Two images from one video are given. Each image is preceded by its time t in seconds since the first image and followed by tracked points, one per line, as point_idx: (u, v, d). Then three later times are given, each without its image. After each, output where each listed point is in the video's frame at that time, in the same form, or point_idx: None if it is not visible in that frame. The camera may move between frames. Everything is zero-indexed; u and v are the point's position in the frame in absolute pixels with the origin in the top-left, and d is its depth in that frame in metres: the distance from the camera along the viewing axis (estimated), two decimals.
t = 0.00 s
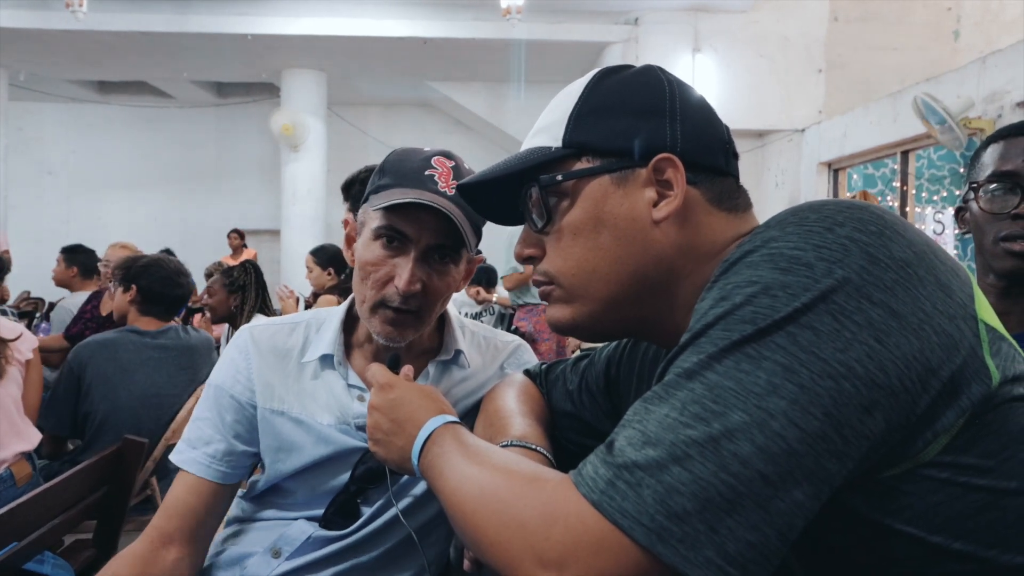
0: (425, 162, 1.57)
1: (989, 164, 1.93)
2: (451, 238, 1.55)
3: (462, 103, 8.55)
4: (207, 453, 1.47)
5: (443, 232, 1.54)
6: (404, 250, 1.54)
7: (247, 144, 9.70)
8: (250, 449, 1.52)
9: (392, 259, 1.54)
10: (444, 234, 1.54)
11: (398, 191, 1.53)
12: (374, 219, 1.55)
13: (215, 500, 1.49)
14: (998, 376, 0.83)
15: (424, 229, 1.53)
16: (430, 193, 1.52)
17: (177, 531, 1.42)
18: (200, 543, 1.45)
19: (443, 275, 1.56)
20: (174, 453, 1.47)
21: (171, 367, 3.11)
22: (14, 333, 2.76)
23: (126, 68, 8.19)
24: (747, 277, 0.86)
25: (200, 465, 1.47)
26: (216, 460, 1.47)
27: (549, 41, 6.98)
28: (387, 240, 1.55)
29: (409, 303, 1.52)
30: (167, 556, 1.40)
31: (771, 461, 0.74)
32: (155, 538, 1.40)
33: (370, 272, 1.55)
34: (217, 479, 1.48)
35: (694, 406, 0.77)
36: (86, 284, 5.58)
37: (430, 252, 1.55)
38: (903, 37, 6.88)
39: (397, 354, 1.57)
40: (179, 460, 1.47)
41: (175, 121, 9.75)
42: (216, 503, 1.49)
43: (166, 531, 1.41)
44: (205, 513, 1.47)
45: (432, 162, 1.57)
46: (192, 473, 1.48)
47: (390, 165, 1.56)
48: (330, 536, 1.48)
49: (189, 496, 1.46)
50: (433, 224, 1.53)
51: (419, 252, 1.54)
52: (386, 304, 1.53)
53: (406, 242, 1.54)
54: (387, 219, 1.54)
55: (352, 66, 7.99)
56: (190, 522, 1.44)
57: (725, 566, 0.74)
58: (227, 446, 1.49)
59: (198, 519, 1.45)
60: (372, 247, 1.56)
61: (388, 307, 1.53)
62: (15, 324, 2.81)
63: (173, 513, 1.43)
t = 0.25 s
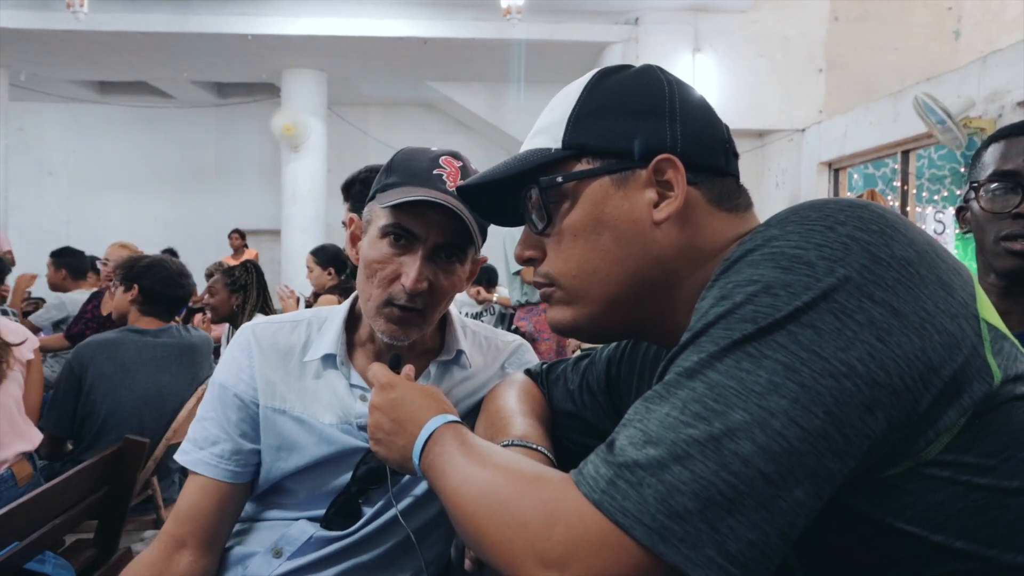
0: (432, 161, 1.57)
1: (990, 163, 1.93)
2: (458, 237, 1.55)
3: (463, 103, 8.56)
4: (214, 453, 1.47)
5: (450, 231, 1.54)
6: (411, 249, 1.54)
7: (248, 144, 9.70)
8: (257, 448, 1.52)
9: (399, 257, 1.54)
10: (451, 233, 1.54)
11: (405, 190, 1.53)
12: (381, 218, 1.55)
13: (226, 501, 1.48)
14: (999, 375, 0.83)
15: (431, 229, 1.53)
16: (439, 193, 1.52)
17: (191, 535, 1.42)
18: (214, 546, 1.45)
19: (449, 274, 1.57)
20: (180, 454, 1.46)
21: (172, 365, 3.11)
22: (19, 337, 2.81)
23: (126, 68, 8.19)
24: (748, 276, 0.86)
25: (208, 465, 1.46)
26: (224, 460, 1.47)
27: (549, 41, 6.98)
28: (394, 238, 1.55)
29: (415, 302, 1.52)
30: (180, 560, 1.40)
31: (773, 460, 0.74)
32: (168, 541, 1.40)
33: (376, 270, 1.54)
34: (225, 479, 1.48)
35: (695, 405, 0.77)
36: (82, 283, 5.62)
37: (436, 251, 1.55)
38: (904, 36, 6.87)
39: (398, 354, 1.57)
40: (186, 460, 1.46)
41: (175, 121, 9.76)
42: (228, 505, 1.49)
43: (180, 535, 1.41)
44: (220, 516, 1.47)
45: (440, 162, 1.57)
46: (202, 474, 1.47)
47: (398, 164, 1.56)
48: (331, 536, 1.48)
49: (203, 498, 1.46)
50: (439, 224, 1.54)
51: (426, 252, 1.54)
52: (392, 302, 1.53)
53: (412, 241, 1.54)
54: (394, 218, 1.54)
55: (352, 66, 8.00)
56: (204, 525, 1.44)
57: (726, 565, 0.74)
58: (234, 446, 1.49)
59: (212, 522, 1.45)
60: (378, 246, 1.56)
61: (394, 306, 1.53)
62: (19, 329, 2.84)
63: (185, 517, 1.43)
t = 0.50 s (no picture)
0: (432, 160, 1.57)
1: (993, 163, 1.93)
2: (458, 237, 1.55)
3: (464, 102, 8.56)
4: (213, 450, 1.47)
5: (449, 231, 1.54)
6: (410, 248, 1.55)
7: (249, 144, 9.71)
8: (256, 447, 1.52)
9: (398, 257, 1.54)
10: (450, 233, 1.54)
11: (404, 190, 1.53)
12: (381, 217, 1.56)
13: (222, 498, 1.48)
14: (1004, 374, 0.83)
15: (430, 228, 1.53)
16: (437, 192, 1.52)
17: (185, 537, 1.41)
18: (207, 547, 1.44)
19: (449, 273, 1.57)
20: (178, 450, 1.47)
21: (174, 363, 3.11)
22: (25, 338, 2.86)
23: (128, 69, 8.20)
24: (753, 274, 0.86)
25: (205, 461, 1.46)
26: (221, 457, 1.47)
27: (550, 41, 6.99)
28: (393, 237, 1.55)
29: (414, 302, 1.52)
30: (176, 564, 1.40)
31: (778, 459, 0.74)
32: (163, 543, 1.39)
33: (376, 270, 1.55)
34: (226, 477, 1.48)
35: (700, 404, 0.77)
36: (82, 283, 5.64)
37: (436, 251, 1.55)
38: (906, 36, 6.86)
39: (400, 352, 1.57)
40: (184, 457, 1.46)
41: (177, 121, 9.76)
42: (223, 504, 1.48)
43: (174, 538, 1.40)
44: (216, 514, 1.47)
45: (439, 161, 1.57)
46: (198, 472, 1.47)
47: (397, 163, 1.56)
48: (335, 535, 1.48)
49: (195, 498, 1.45)
50: (439, 223, 1.54)
51: (425, 251, 1.54)
52: (391, 301, 1.53)
53: (412, 240, 1.55)
54: (393, 217, 1.54)
55: (354, 66, 8.00)
56: (198, 527, 1.43)
57: (732, 564, 0.74)
58: (233, 444, 1.49)
59: (206, 523, 1.44)
60: (378, 245, 1.56)
61: (393, 305, 1.53)
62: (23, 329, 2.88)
63: (180, 518, 1.42)
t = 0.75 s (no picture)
0: (437, 160, 1.57)
1: (997, 163, 1.93)
2: (463, 237, 1.56)
3: (466, 102, 8.56)
4: (216, 445, 1.47)
5: (454, 230, 1.54)
6: (415, 248, 1.55)
7: (251, 144, 9.72)
8: (259, 444, 1.52)
9: (403, 256, 1.55)
10: (455, 232, 1.55)
11: (410, 189, 1.53)
12: (386, 216, 1.56)
13: (229, 496, 1.49)
14: (1009, 373, 0.84)
15: (435, 227, 1.54)
16: (443, 191, 1.52)
17: (192, 535, 1.41)
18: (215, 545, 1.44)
19: (453, 272, 1.57)
20: (181, 444, 1.47)
21: (177, 364, 3.12)
22: (19, 328, 2.83)
23: (130, 68, 8.20)
24: (758, 274, 0.86)
25: (208, 457, 1.46)
26: (224, 454, 1.47)
27: (552, 41, 6.98)
28: (398, 236, 1.55)
29: (418, 300, 1.53)
30: (186, 563, 1.39)
31: (783, 458, 0.74)
32: (172, 542, 1.39)
33: (381, 269, 1.55)
34: (230, 473, 1.48)
35: (705, 403, 0.78)
36: (81, 285, 5.67)
37: (441, 250, 1.55)
38: (908, 36, 6.85)
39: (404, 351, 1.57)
40: (187, 451, 1.47)
41: (178, 121, 9.77)
42: (229, 502, 1.48)
43: (183, 535, 1.40)
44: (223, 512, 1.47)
45: (445, 160, 1.58)
46: (200, 466, 1.47)
47: (404, 162, 1.56)
48: (339, 533, 1.48)
49: (201, 496, 1.44)
50: (444, 222, 1.54)
51: (430, 250, 1.54)
52: (396, 300, 1.53)
53: (417, 239, 1.55)
54: (399, 216, 1.54)
55: (356, 66, 8.00)
56: (205, 524, 1.43)
57: (737, 563, 0.74)
58: (236, 440, 1.49)
59: (212, 520, 1.44)
60: (383, 244, 1.56)
61: (398, 303, 1.53)
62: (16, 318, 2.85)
63: (190, 516, 1.42)
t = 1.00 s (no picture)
0: (439, 159, 1.57)
1: (1001, 163, 1.92)
2: (466, 236, 1.56)
3: (468, 102, 8.56)
4: (221, 447, 1.47)
5: (457, 230, 1.55)
6: (418, 247, 1.55)
7: (254, 145, 9.73)
8: (265, 445, 1.53)
9: (406, 255, 1.55)
10: (458, 231, 1.55)
11: (413, 188, 1.53)
12: (389, 215, 1.56)
13: (239, 497, 1.49)
14: (1017, 372, 0.83)
15: (438, 226, 1.54)
16: (445, 191, 1.52)
17: (203, 537, 1.42)
18: (225, 546, 1.45)
19: (456, 272, 1.57)
20: (187, 446, 1.47)
21: (183, 365, 3.13)
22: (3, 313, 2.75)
23: (133, 69, 8.21)
24: (766, 273, 0.86)
25: (214, 458, 1.46)
26: (230, 455, 1.47)
27: (554, 41, 6.99)
28: (401, 236, 1.55)
29: (421, 300, 1.53)
30: (196, 564, 1.40)
31: (792, 457, 0.74)
32: (183, 544, 1.40)
33: (384, 268, 1.55)
34: (236, 475, 1.48)
35: (714, 403, 0.78)
36: (83, 285, 5.66)
37: (444, 249, 1.55)
38: (912, 35, 6.83)
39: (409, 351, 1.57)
40: (193, 453, 1.47)
41: (181, 121, 9.78)
42: (238, 504, 1.49)
43: (195, 536, 1.41)
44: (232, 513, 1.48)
45: (447, 160, 1.58)
46: (206, 468, 1.47)
47: (406, 162, 1.56)
48: (345, 534, 1.48)
49: (214, 497, 1.46)
50: (447, 222, 1.54)
51: (433, 250, 1.54)
52: (399, 299, 1.53)
53: (420, 239, 1.55)
54: (402, 216, 1.55)
55: (359, 66, 8.01)
56: (214, 525, 1.44)
57: (747, 562, 0.74)
58: (241, 441, 1.49)
59: (223, 521, 1.45)
60: (386, 243, 1.56)
61: (401, 303, 1.53)
62: None
63: (201, 517, 1.43)
